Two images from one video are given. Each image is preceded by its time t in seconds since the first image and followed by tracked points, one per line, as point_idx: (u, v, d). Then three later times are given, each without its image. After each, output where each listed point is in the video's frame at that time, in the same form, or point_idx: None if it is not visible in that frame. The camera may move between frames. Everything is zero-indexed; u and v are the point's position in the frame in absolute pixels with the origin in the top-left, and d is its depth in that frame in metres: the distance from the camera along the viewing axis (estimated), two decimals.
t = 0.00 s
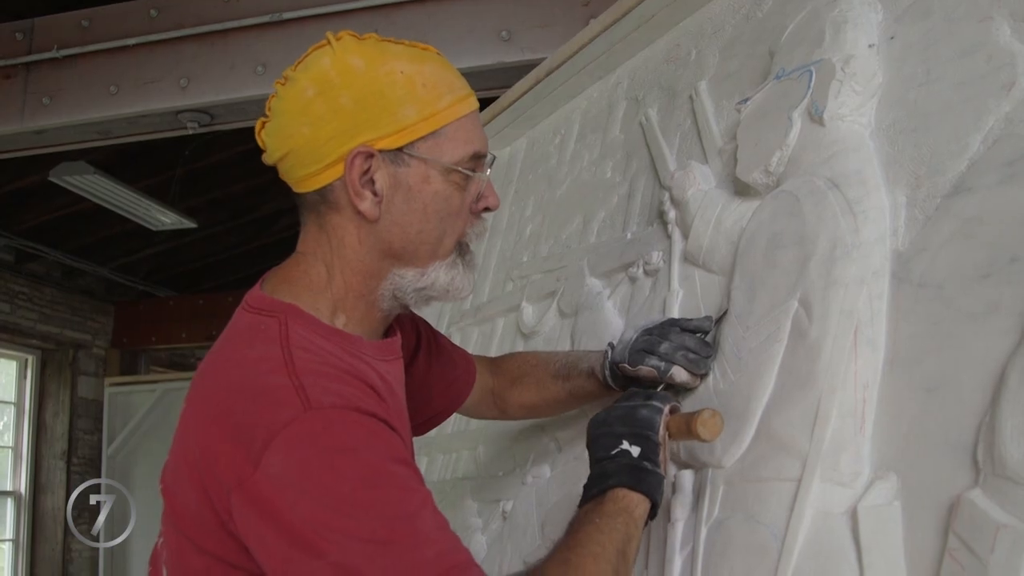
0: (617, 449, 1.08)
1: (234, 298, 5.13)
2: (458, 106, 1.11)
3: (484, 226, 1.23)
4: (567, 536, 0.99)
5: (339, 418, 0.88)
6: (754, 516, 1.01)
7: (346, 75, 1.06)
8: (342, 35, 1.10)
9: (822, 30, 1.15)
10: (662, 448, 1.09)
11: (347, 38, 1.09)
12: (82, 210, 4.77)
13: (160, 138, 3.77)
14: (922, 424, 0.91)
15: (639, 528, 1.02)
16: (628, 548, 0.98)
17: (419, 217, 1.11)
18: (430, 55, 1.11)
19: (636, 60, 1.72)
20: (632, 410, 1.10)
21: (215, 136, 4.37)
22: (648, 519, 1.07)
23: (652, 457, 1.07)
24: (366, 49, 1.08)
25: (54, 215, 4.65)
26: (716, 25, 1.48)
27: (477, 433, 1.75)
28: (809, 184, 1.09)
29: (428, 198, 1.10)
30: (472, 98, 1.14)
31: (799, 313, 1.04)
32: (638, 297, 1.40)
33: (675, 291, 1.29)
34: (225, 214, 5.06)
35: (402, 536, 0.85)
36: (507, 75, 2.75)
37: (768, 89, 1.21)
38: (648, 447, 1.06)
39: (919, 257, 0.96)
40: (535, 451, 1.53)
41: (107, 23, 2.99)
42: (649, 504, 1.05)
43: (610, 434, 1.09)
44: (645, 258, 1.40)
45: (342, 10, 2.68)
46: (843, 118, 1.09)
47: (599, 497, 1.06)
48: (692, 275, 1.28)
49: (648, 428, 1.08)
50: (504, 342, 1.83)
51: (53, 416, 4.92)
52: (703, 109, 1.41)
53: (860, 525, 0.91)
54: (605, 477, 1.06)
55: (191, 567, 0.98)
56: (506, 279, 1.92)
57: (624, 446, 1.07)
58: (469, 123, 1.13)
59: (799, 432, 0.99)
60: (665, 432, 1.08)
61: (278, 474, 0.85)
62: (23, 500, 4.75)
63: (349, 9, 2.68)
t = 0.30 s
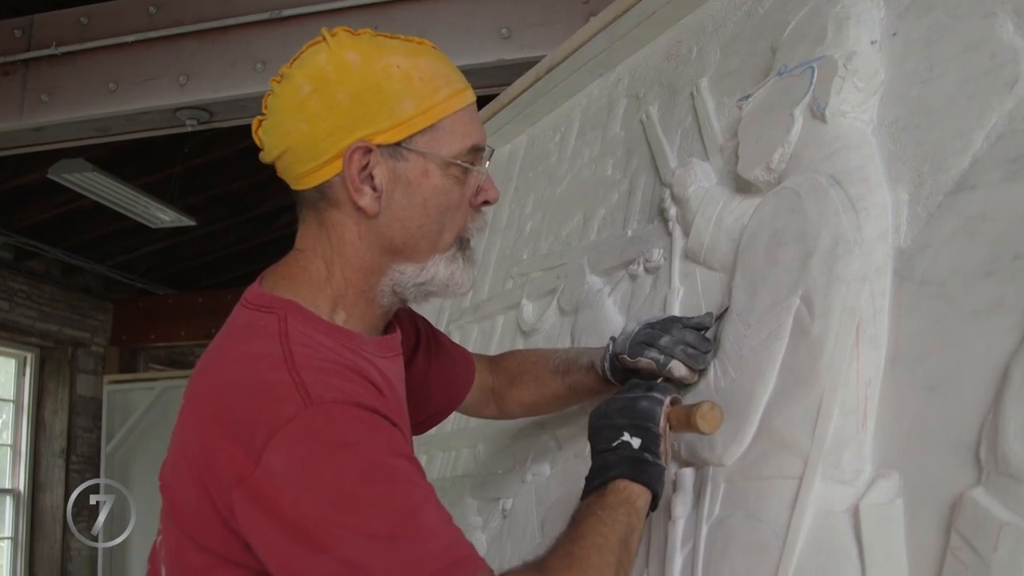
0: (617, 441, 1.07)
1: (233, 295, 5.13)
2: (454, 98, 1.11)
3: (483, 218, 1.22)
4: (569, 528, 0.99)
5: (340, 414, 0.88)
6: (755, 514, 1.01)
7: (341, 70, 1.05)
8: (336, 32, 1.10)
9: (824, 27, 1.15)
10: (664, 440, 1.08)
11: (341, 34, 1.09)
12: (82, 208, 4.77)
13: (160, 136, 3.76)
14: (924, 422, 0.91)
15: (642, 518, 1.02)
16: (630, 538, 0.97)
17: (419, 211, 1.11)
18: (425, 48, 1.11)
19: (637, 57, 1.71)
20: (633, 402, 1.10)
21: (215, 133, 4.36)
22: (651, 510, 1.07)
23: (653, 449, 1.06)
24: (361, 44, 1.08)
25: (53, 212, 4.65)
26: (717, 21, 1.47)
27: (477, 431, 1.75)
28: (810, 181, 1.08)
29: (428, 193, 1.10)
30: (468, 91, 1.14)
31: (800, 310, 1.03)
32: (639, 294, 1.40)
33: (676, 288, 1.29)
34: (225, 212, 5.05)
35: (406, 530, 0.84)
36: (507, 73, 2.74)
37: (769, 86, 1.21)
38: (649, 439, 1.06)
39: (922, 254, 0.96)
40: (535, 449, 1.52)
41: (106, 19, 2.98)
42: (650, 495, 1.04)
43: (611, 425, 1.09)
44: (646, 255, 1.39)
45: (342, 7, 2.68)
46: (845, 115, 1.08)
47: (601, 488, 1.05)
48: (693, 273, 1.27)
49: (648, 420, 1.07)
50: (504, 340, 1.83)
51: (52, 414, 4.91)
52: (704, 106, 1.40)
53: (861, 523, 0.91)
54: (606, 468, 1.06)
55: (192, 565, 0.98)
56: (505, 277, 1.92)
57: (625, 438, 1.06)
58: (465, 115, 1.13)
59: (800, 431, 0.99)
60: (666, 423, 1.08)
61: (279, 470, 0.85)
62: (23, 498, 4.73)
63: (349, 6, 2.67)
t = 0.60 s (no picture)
0: (619, 436, 1.07)
1: (232, 293, 5.13)
2: (454, 96, 1.11)
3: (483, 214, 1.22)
4: (570, 523, 0.99)
5: (344, 409, 0.88)
6: (755, 512, 1.01)
7: (341, 69, 1.05)
8: (336, 30, 1.09)
9: (825, 25, 1.15)
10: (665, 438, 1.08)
11: (341, 33, 1.09)
12: (81, 206, 4.76)
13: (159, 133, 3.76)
14: (924, 421, 0.91)
15: (641, 515, 1.02)
16: (631, 534, 0.97)
17: (419, 209, 1.10)
18: (424, 47, 1.11)
19: (637, 56, 1.71)
20: (637, 397, 1.09)
21: (214, 131, 4.35)
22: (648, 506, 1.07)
23: (654, 446, 1.06)
24: (360, 43, 1.07)
25: (52, 210, 4.64)
26: (717, 20, 1.47)
27: (476, 429, 1.75)
28: (811, 179, 1.08)
29: (428, 190, 1.10)
30: (468, 88, 1.14)
31: (801, 309, 1.03)
32: (639, 293, 1.39)
33: (676, 287, 1.29)
34: (224, 210, 5.05)
35: (410, 526, 0.84)
36: (506, 71, 2.74)
37: (770, 85, 1.21)
38: (650, 437, 1.06)
39: (922, 253, 0.96)
40: (535, 448, 1.52)
41: (106, 17, 2.98)
42: (649, 493, 1.04)
43: (613, 420, 1.09)
44: (646, 254, 1.39)
45: (341, 5, 2.67)
46: (846, 114, 1.08)
47: (601, 483, 1.05)
48: (693, 271, 1.27)
49: (652, 417, 1.07)
50: (503, 338, 1.83)
51: (50, 412, 4.91)
52: (704, 105, 1.40)
53: (861, 522, 0.91)
54: (606, 464, 1.06)
55: (194, 563, 0.98)
56: (505, 275, 1.91)
57: (626, 434, 1.06)
58: (464, 112, 1.13)
59: (801, 430, 0.98)
60: (667, 421, 1.07)
61: (284, 467, 0.85)
62: (21, 497, 4.73)
63: (348, 4, 2.67)
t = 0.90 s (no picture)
0: (584, 469, 1.06)
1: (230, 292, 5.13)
2: (444, 86, 1.11)
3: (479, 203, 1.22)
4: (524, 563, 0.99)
5: (330, 423, 0.87)
6: (754, 511, 1.01)
7: (328, 66, 1.05)
8: (323, 28, 1.09)
9: (824, 24, 1.15)
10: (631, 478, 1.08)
11: (328, 31, 1.08)
12: (78, 204, 4.76)
13: (157, 132, 3.76)
14: (923, 419, 0.91)
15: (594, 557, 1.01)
16: None
17: (415, 202, 1.11)
18: (411, 39, 1.10)
19: (635, 54, 1.71)
20: (611, 433, 1.09)
21: (213, 129, 4.34)
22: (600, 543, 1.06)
23: (618, 487, 1.05)
24: (347, 39, 1.07)
25: (50, 209, 4.64)
26: (716, 19, 1.47)
27: (475, 428, 1.75)
28: (810, 178, 1.08)
29: (422, 183, 1.10)
30: (457, 78, 1.13)
31: (800, 307, 1.03)
32: (638, 292, 1.39)
33: (675, 285, 1.29)
34: (222, 208, 5.05)
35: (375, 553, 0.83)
36: (505, 71, 2.75)
37: (768, 84, 1.21)
38: (617, 476, 1.06)
39: (921, 252, 0.96)
40: (533, 446, 1.52)
41: (104, 15, 2.97)
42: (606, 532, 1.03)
43: (583, 452, 1.08)
44: (644, 252, 1.39)
45: (340, 4, 2.67)
46: (845, 112, 1.08)
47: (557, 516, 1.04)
48: (692, 270, 1.27)
49: (623, 457, 1.07)
50: (502, 337, 1.82)
51: (48, 411, 4.90)
52: (703, 103, 1.40)
53: (861, 520, 0.91)
54: (567, 496, 1.05)
55: (177, 557, 0.98)
56: (503, 274, 1.91)
57: (594, 469, 1.06)
58: (456, 101, 1.13)
59: (800, 429, 0.98)
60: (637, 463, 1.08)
61: (261, 474, 0.84)
62: (19, 495, 4.73)
63: (347, 2, 2.67)
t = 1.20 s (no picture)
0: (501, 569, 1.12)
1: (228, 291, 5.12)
2: (414, 77, 1.14)
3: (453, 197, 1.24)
4: None
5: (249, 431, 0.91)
6: (753, 510, 1.01)
7: (300, 58, 1.08)
8: (296, 27, 1.13)
9: (822, 23, 1.15)
10: None
11: (300, 28, 1.12)
12: (76, 204, 4.76)
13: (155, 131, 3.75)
14: (922, 418, 0.91)
15: None
16: None
17: (386, 191, 1.13)
18: (382, 34, 1.14)
19: (634, 53, 1.71)
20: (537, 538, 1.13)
21: (211, 128, 4.34)
22: None
23: None
24: (319, 35, 1.11)
25: (48, 208, 4.64)
26: (715, 18, 1.47)
27: (475, 427, 1.74)
28: (808, 177, 1.08)
29: (394, 171, 1.12)
30: (428, 71, 1.17)
31: (798, 307, 1.03)
32: (636, 291, 1.39)
33: (673, 284, 1.29)
34: (219, 208, 5.05)
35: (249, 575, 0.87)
36: (503, 70, 2.76)
37: (766, 83, 1.21)
38: None
39: (919, 251, 0.96)
40: (533, 445, 1.52)
41: (103, 14, 2.96)
42: None
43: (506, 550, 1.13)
44: (642, 252, 1.39)
45: (338, 3, 2.67)
46: (843, 111, 1.08)
47: None
48: (690, 268, 1.27)
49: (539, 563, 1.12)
50: (501, 337, 1.82)
51: (46, 410, 4.91)
52: (701, 102, 1.40)
53: (859, 520, 0.91)
54: None
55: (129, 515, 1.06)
56: (502, 272, 1.91)
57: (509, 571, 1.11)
58: (427, 92, 1.16)
59: (798, 428, 0.98)
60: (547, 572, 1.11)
61: (177, 468, 0.90)
62: (17, 494, 4.75)
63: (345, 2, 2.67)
